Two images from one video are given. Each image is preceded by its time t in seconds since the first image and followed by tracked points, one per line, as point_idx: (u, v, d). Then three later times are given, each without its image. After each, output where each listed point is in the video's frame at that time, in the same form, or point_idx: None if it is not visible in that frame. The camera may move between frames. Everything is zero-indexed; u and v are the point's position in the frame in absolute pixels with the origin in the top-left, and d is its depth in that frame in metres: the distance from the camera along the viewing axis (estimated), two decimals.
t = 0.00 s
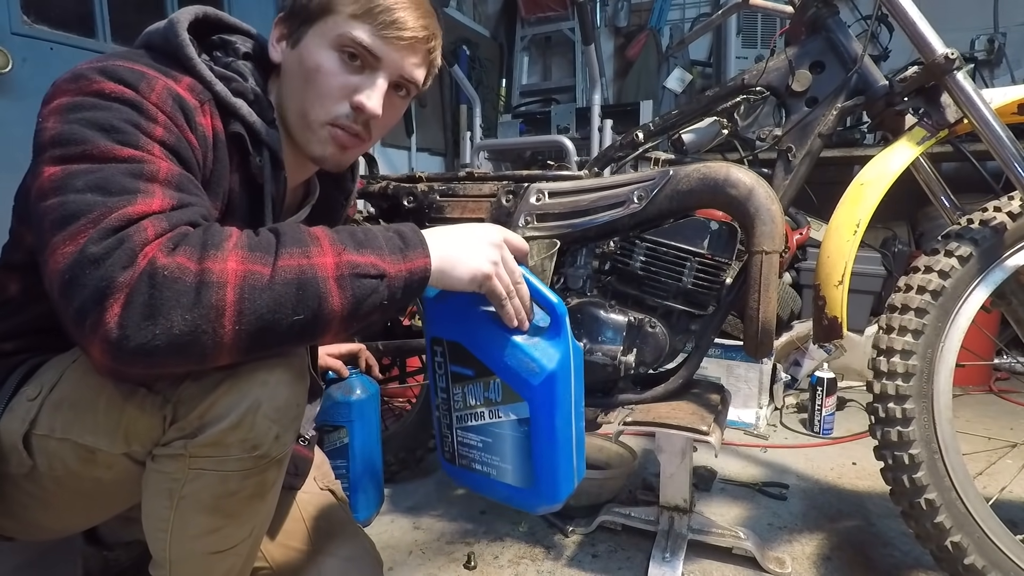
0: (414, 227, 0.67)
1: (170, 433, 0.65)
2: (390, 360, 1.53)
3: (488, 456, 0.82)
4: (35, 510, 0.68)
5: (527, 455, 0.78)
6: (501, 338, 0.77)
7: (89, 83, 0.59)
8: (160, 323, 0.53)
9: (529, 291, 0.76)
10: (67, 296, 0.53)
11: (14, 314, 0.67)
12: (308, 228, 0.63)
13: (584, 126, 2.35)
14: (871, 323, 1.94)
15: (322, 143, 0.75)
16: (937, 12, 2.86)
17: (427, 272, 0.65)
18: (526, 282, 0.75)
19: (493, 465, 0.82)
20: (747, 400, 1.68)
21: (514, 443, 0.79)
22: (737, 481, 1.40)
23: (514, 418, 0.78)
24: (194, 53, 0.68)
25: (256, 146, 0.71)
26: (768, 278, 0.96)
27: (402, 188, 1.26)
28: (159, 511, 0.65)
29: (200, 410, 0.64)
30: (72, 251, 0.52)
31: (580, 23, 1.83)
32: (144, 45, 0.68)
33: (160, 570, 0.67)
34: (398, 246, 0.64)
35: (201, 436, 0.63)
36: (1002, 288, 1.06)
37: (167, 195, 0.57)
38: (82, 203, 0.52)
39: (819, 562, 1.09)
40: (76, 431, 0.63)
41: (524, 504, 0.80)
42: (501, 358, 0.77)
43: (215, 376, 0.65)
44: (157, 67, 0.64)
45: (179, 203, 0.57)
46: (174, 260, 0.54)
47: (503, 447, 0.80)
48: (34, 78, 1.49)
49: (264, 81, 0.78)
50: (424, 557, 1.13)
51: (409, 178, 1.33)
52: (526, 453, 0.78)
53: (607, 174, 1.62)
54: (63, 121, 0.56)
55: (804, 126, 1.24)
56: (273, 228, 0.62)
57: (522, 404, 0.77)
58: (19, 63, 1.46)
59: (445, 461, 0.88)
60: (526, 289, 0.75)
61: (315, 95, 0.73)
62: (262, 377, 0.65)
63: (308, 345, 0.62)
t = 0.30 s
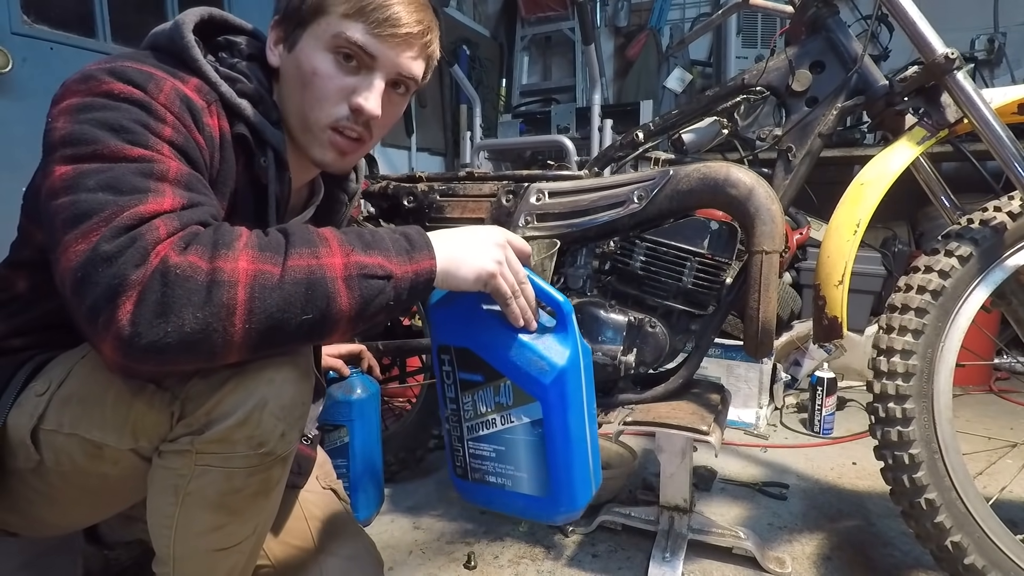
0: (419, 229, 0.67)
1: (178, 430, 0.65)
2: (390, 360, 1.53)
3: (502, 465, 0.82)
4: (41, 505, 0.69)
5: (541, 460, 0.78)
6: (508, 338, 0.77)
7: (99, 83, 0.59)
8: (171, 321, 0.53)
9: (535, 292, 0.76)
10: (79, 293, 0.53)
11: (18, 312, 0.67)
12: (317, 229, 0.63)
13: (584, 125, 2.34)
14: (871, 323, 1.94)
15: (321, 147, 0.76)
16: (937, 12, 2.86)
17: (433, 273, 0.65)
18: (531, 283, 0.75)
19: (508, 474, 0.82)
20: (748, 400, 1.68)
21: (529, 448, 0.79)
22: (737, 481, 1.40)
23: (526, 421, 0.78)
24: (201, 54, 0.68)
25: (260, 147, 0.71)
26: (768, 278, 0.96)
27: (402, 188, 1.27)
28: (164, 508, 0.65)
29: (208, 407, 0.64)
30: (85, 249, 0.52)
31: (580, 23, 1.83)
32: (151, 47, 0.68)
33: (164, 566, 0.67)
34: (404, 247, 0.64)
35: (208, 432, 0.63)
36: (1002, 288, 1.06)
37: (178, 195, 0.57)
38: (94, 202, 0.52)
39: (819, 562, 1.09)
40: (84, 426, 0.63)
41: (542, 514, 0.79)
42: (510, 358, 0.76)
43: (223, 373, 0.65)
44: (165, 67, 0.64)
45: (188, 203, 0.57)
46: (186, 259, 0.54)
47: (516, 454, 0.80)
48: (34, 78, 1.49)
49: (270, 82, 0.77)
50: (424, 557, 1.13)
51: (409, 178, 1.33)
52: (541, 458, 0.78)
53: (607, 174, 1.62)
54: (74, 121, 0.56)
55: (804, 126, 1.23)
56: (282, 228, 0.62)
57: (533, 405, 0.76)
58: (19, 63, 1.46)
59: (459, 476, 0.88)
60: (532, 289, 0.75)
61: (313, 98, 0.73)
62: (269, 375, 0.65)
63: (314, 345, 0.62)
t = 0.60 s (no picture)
0: (423, 234, 0.67)
1: (179, 429, 0.65)
2: (390, 360, 1.53)
3: (514, 480, 0.80)
4: (43, 504, 0.69)
5: (554, 471, 0.76)
6: (515, 342, 0.76)
7: (104, 83, 0.59)
8: (172, 321, 0.53)
9: (542, 295, 0.76)
10: (82, 291, 0.53)
11: (21, 311, 0.67)
12: (321, 232, 0.63)
13: (584, 125, 2.34)
14: (871, 323, 1.94)
15: (327, 147, 0.76)
16: (937, 11, 2.86)
17: (436, 277, 0.65)
18: (538, 288, 0.75)
19: (520, 490, 0.80)
20: (748, 400, 1.68)
21: (542, 460, 0.77)
22: (737, 481, 1.40)
23: (537, 430, 0.76)
24: (206, 54, 0.68)
25: (263, 147, 0.71)
26: (768, 277, 0.96)
27: (402, 188, 1.27)
28: (165, 507, 0.65)
29: (209, 407, 0.64)
30: (88, 248, 0.52)
31: (580, 23, 1.83)
32: (157, 47, 0.68)
33: (164, 566, 0.67)
34: (408, 250, 0.64)
35: (209, 432, 0.63)
36: (1002, 288, 1.06)
37: (181, 195, 0.56)
38: (98, 201, 0.52)
39: (819, 562, 1.09)
40: (86, 425, 0.63)
41: (556, 529, 0.77)
42: (517, 363, 0.75)
43: (224, 373, 0.65)
44: (170, 67, 0.64)
45: (192, 203, 0.57)
46: (188, 258, 0.54)
47: (529, 467, 0.78)
48: (34, 78, 1.49)
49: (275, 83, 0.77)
50: (424, 557, 1.13)
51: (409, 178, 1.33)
52: (554, 469, 0.76)
53: (607, 174, 1.62)
54: (79, 120, 0.56)
55: (804, 126, 1.23)
56: (285, 230, 0.62)
57: (544, 412, 0.75)
58: (18, 63, 1.45)
59: (469, 494, 0.85)
60: (539, 294, 0.75)
61: (318, 98, 0.73)
62: (270, 376, 0.65)
63: (315, 346, 0.62)
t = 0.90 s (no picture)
0: (425, 233, 0.67)
1: (180, 429, 0.65)
2: (390, 360, 1.53)
3: (509, 476, 0.80)
4: (44, 503, 0.69)
5: (549, 470, 0.76)
6: (516, 344, 0.76)
7: (104, 83, 0.59)
8: (174, 321, 0.53)
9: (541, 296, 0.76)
10: (83, 291, 0.53)
11: (22, 311, 0.67)
12: (322, 232, 0.63)
13: (584, 125, 2.34)
14: (871, 322, 1.94)
15: (326, 145, 0.76)
16: (937, 11, 2.85)
17: (438, 278, 0.65)
18: (538, 291, 0.75)
19: (514, 485, 0.80)
20: (748, 400, 1.68)
21: (537, 459, 0.77)
22: (737, 481, 1.40)
23: (534, 430, 0.76)
24: (205, 54, 0.68)
25: (263, 147, 0.71)
26: (768, 277, 0.96)
27: (402, 188, 1.27)
28: (167, 507, 0.65)
29: (210, 407, 0.64)
30: (89, 249, 0.52)
31: (580, 22, 1.83)
32: (155, 47, 0.68)
33: (165, 566, 0.67)
34: (410, 251, 0.64)
35: (210, 432, 0.64)
36: (1002, 288, 1.06)
37: (182, 195, 0.56)
38: (99, 202, 0.52)
39: (819, 562, 1.09)
40: (87, 425, 0.63)
41: (549, 526, 0.77)
42: (518, 367, 0.75)
43: (225, 373, 0.65)
44: (169, 67, 0.64)
45: (193, 202, 0.57)
46: (189, 259, 0.54)
47: (524, 465, 0.78)
48: (34, 78, 1.49)
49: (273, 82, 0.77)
50: (424, 557, 1.13)
51: (409, 177, 1.33)
52: (549, 469, 0.76)
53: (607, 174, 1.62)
54: (79, 121, 0.56)
55: (804, 126, 1.23)
56: (286, 230, 0.62)
57: (542, 414, 0.75)
58: (19, 63, 1.46)
59: (463, 487, 0.86)
60: (539, 296, 0.75)
61: (317, 97, 0.73)
62: (272, 376, 0.65)
63: (316, 346, 0.62)
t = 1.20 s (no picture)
0: (425, 233, 0.67)
1: (179, 429, 0.65)
2: (390, 360, 1.53)
3: (499, 475, 0.80)
4: (44, 503, 0.69)
5: (538, 473, 0.77)
6: (511, 348, 0.75)
7: (99, 83, 0.59)
8: (172, 321, 0.53)
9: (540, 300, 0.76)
10: (81, 292, 0.53)
11: (22, 311, 0.67)
12: (320, 231, 0.63)
13: (584, 125, 2.34)
14: (872, 322, 1.94)
15: (346, 147, 0.77)
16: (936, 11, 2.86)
17: (438, 278, 0.65)
18: (536, 293, 0.75)
19: (504, 484, 0.80)
20: (748, 400, 1.68)
21: (527, 462, 0.77)
22: (738, 481, 1.40)
23: (525, 433, 0.77)
24: (200, 52, 0.68)
25: (261, 146, 0.71)
26: (768, 277, 0.96)
27: (402, 188, 1.26)
28: (166, 507, 0.65)
29: (209, 407, 0.64)
30: (87, 249, 0.52)
31: (580, 22, 1.83)
32: (150, 46, 0.68)
33: (164, 566, 0.67)
34: (410, 251, 0.64)
35: (209, 432, 0.63)
36: (1002, 288, 1.06)
37: (179, 194, 0.56)
38: (96, 202, 0.52)
39: (819, 562, 1.09)
40: (86, 425, 0.63)
41: (535, 526, 0.78)
42: (513, 371, 0.75)
43: (224, 373, 0.65)
44: (165, 67, 0.64)
45: (191, 202, 0.57)
46: (187, 259, 0.54)
47: (514, 465, 0.79)
48: (34, 78, 1.49)
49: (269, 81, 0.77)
50: (424, 557, 1.13)
51: (410, 177, 1.32)
52: (537, 471, 0.76)
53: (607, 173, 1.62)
54: (74, 121, 0.56)
55: (804, 126, 1.23)
56: (284, 229, 0.62)
57: (533, 418, 0.75)
58: (19, 63, 1.45)
59: (456, 481, 0.87)
60: (537, 299, 0.74)
61: (333, 102, 0.73)
62: (271, 375, 0.65)
63: (315, 346, 0.62)
